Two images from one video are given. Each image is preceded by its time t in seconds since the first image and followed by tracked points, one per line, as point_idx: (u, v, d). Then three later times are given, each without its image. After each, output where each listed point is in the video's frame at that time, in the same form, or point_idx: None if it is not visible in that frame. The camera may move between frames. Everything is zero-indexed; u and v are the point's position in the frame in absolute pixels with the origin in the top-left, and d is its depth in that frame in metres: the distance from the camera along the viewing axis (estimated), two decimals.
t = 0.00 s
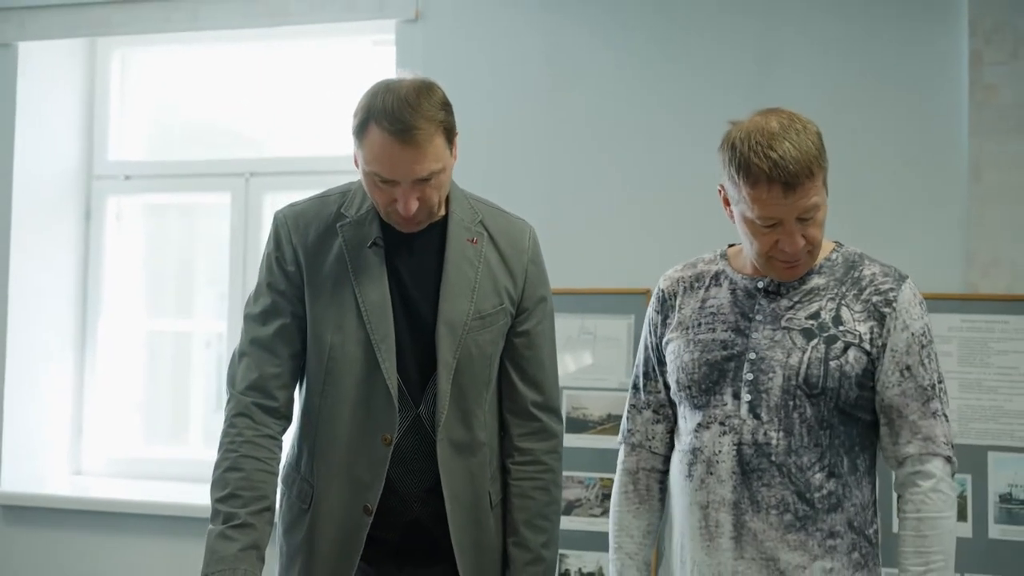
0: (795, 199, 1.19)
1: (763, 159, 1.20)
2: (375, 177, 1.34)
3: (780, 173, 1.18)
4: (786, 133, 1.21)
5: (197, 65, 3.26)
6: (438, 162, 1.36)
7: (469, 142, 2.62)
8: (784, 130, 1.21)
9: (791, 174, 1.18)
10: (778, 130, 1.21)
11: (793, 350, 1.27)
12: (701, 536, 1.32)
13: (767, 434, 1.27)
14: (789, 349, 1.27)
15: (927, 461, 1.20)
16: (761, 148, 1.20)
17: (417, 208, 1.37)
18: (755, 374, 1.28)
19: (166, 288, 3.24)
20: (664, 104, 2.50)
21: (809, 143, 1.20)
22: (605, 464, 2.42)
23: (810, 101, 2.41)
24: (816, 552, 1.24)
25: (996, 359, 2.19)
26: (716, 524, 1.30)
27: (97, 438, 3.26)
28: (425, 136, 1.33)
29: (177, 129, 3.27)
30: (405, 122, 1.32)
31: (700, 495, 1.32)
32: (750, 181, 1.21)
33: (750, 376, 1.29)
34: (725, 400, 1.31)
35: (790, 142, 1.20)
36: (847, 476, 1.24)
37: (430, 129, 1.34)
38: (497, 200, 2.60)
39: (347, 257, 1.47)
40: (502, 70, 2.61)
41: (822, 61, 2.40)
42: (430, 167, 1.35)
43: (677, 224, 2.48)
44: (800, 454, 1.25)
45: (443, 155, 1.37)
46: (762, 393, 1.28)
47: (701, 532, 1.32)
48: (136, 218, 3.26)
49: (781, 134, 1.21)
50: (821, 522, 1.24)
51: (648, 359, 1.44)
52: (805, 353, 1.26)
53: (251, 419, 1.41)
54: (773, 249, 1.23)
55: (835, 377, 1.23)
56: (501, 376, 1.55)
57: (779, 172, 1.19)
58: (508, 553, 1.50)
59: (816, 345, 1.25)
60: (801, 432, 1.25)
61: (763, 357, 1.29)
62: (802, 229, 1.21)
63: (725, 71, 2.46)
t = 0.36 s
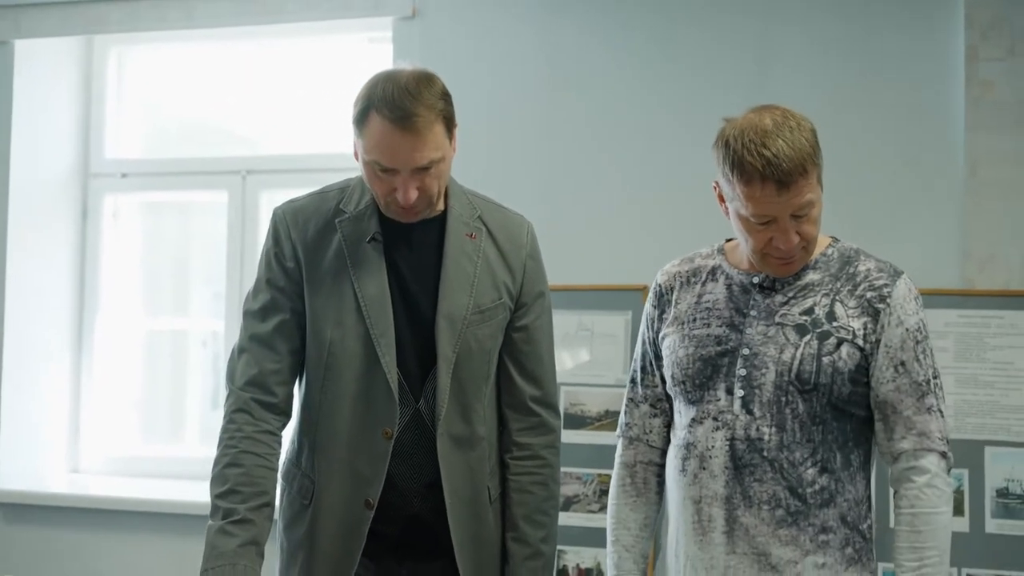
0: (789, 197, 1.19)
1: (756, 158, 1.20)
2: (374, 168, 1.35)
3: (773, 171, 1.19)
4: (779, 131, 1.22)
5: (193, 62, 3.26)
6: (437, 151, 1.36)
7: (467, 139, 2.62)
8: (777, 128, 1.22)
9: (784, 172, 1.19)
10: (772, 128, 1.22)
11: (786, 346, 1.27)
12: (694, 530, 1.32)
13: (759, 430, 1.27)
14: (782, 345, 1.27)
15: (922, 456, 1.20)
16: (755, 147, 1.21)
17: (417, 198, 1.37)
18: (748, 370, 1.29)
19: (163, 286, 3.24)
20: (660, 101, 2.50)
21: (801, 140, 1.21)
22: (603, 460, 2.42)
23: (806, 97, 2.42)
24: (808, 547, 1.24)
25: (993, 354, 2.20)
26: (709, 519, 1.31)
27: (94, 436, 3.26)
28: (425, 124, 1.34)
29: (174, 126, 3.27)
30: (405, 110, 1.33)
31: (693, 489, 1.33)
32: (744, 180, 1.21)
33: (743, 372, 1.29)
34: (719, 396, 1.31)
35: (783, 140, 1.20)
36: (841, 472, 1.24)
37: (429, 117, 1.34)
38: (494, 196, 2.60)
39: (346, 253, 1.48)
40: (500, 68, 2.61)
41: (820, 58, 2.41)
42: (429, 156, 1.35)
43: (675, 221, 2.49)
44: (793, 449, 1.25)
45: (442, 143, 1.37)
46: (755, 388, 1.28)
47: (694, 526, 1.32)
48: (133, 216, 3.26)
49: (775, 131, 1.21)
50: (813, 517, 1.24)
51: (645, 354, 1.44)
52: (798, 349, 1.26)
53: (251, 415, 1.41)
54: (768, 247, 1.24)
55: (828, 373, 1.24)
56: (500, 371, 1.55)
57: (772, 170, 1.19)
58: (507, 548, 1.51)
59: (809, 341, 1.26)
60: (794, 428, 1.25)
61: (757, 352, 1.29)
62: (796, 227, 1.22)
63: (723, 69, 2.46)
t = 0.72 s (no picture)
0: (782, 188, 1.19)
1: (748, 148, 1.20)
2: (372, 156, 1.34)
3: (765, 162, 1.19)
4: (772, 122, 1.22)
5: (189, 53, 3.25)
6: (435, 139, 1.35)
7: (464, 131, 2.62)
8: (769, 119, 1.22)
9: (776, 163, 1.19)
10: (764, 119, 1.22)
11: (778, 337, 1.27)
12: (687, 520, 1.33)
13: (750, 420, 1.28)
14: (774, 335, 1.28)
15: (915, 446, 1.20)
16: (747, 138, 1.21)
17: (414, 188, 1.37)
18: (741, 360, 1.29)
19: (159, 277, 3.23)
20: (658, 93, 2.50)
21: (794, 132, 1.21)
22: (600, 451, 2.43)
23: (803, 89, 2.42)
24: (800, 537, 1.25)
25: (989, 346, 2.20)
26: (701, 509, 1.31)
27: (90, 428, 3.25)
28: (423, 111, 1.33)
29: (170, 117, 3.26)
30: (404, 98, 1.33)
31: (685, 479, 1.33)
32: (737, 171, 1.21)
33: (736, 362, 1.30)
34: (711, 386, 1.31)
35: (775, 131, 1.20)
36: (833, 462, 1.25)
37: (428, 105, 1.34)
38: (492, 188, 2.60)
39: (345, 243, 1.47)
40: (497, 61, 2.61)
41: (817, 52, 2.41)
42: (428, 144, 1.34)
43: (672, 213, 2.49)
44: (784, 440, 1.26)
45: (440, 131, 1.36)
46: (747, 378, 1.28)
47: (686, 516, 1.33)
48: (129, 207, 3.25)
49: (767, 122, 1.22)
50: (805, 507, 1.25)
51: (640, 344, 1.45)
52: (790, 340, 1.26)
53: (250, 405, 1.41)
54: (761, 237, 1.24)
55: (819, 364, 1.24)
56: (498, 361, 1.55)
57: (764, 162, 1.19)
58: (507, 537, 1.51)
59: (801, 332, 1.26)
60: (786, 419, 1.26)
61: (749, 343, 1.29)
62: (789, 218, 1.22)
63: (720, 62, 2.46)
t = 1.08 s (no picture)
0: (775, 176, 1.19)
1: (742, 137, 1.20)
2: (373, 143, 1.34)
3: (758, 150, 1.19)
4: (765, 110, 1.22)
5: (187, 42, 3.24)
6: (436, 126, 1.35)
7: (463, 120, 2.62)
8: (763, 107, 1.22)
9: (769, 152, 1.19)
10: (758, 107, 1.22)
11: (773, 326, 1.27)
12: (684, 509, 1.33)
13: (746, 409, 1.28)
14: (769, 324, 1.28)
15: (914, 433, 1.20)
16: (740, 126, 1.21)
17: (414, 175, 1.36)
18: (736, 349, 1.29)
19: (158, 266, 3.23)
20: (657, 82, 2.50)
21: (788, 121, 1.21)
22: (599, 440, 2.43)
23: (802, 78, 2.41)
24: (797, 525, 1.25)
25: (988, 336, 2.21)
26: (698, 498, 1.31)
27: (88, 417, 3.25)
28: (424, 99, 1.33)
29: (167, 106, 3.25)
30: (404, 85, 1.32)
31: (682, 469, 1.33)
32: (730, 160, 1.21)
33: (731, 352, 1.30)
34: (707, 375, 1.32)
35: (768, 119, 1.20)
36: (830, 450, 1.25)
37: (428, 92, 1.34)
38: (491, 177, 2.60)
39: (344, 231, 1.47)
40: (495, 51, 2.60)
41: (815, 42, 2.40)
42: (429, 131, 1.34)
43: (671, 203, 2.49)
44: (780, 428, 1.26)
45: (441, 119, 1.36)
46: (742, 367, 1.29)
47: (683, 505, 1.33)
48: (127, 197, 3.24)
49: (760, 110, 1.22)
50: (802, 495, 1.25)
51: (638, 334, 1.45)
52: (785, 328, 1.26)
53: (249, 393, 1.41)
54: (755, 226, 1.24)
55: (815, 352, 1.24)
56: (498, 350, 1.55)
57: (757, 150, 1.19)
58: (506, 526, 1.51)
59: (796, 320, 1.26)
60: (782, 407, 1.26)
61: (744, 332, 1.29)
62: (783, 206, 1.22)
63: (718, 52, 2.46)
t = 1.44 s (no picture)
0: (772, 166, 1.19)
1: (739, 127, 1.20)
2: (371, 135, 1.33)
3: (755, 140, 1.19)
4: (763, 100, 1.22)
5: (183, 34, 3.22)
6: (434, 117, 1.35)
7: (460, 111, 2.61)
8: (760, 97, 1.22)
9: (766, 142, 1.19)
10: (755, 97, 1.22)
11: (771, 315, 1.28)
12: (681, 500, 1.33)
13: (743, 399, 1.28)
14: (767, 314, 1.28)
15: (955, 395, 1.21)
16: (737, 116, 1.21)
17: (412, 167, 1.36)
18: (733, 340, 1.30)
19: (155, 258, 3.22)
20: (653, 72, 2.49)
21: (784, 112, 1.21)
22: (597, 432, 2.43)
23: (799, 68, 2.41)
24: (793, 514, 1.25)
25: (985, 325, 2.21)
26: (695, 488, 1.32)
27: (86, 410, 3.25)
28: (422, 90, 1.33)
29: (164, 99, 3.24)
30: (403, 76, 1.32)
31: (679, 459, 1.34)
32: (727, 150, 1.21)
33: (728, 342, 1.30)
34: (705, 366, 1.32)
35: (766, 110, 1.20)
36: (827, 439, 1.25)
37: (426, 84, 1.33)
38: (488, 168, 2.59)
39: (341, 223, 1.47)
40: (491, 42, 2.59)
41: (811, 31, 2.40)
42: (426, 123, 1.34)
43: (666, 192, 2.48)
44: (777, 418, 1.26)
45: (439, 110, 1.35)
46: (739, 357, 1.29)
47: (680, 495, 1.33)
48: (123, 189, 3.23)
49: (758, 101, 1.22)
50: (798, 484, 1.25)
51: (638, 325, 1.45)
52: (782, 318, 1.27)
53: (247, 385, 1.41)
54: (752, 216, 1.24)
55: (813, 341, 1.24)
56: (496, 342, 1.55)
57: (754, 140, 1.19)
58: (504, 517, 1.51)
59: (793, 310, 1.26)
60: (779, 396, 1.26)
61: (742, 322, 1.29)
62: (779, 197, 1.22)
63: (715, 43, 2.45)
